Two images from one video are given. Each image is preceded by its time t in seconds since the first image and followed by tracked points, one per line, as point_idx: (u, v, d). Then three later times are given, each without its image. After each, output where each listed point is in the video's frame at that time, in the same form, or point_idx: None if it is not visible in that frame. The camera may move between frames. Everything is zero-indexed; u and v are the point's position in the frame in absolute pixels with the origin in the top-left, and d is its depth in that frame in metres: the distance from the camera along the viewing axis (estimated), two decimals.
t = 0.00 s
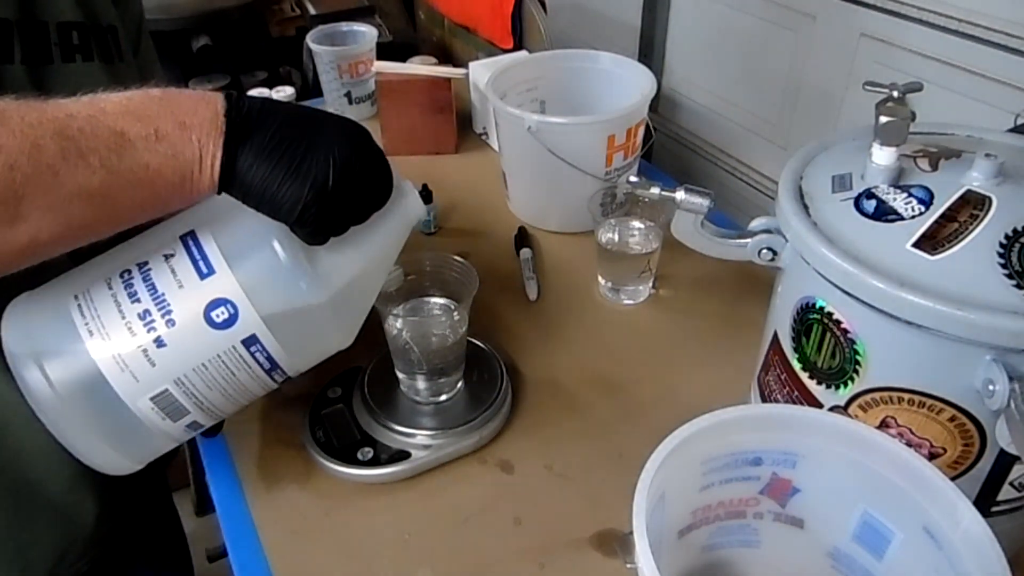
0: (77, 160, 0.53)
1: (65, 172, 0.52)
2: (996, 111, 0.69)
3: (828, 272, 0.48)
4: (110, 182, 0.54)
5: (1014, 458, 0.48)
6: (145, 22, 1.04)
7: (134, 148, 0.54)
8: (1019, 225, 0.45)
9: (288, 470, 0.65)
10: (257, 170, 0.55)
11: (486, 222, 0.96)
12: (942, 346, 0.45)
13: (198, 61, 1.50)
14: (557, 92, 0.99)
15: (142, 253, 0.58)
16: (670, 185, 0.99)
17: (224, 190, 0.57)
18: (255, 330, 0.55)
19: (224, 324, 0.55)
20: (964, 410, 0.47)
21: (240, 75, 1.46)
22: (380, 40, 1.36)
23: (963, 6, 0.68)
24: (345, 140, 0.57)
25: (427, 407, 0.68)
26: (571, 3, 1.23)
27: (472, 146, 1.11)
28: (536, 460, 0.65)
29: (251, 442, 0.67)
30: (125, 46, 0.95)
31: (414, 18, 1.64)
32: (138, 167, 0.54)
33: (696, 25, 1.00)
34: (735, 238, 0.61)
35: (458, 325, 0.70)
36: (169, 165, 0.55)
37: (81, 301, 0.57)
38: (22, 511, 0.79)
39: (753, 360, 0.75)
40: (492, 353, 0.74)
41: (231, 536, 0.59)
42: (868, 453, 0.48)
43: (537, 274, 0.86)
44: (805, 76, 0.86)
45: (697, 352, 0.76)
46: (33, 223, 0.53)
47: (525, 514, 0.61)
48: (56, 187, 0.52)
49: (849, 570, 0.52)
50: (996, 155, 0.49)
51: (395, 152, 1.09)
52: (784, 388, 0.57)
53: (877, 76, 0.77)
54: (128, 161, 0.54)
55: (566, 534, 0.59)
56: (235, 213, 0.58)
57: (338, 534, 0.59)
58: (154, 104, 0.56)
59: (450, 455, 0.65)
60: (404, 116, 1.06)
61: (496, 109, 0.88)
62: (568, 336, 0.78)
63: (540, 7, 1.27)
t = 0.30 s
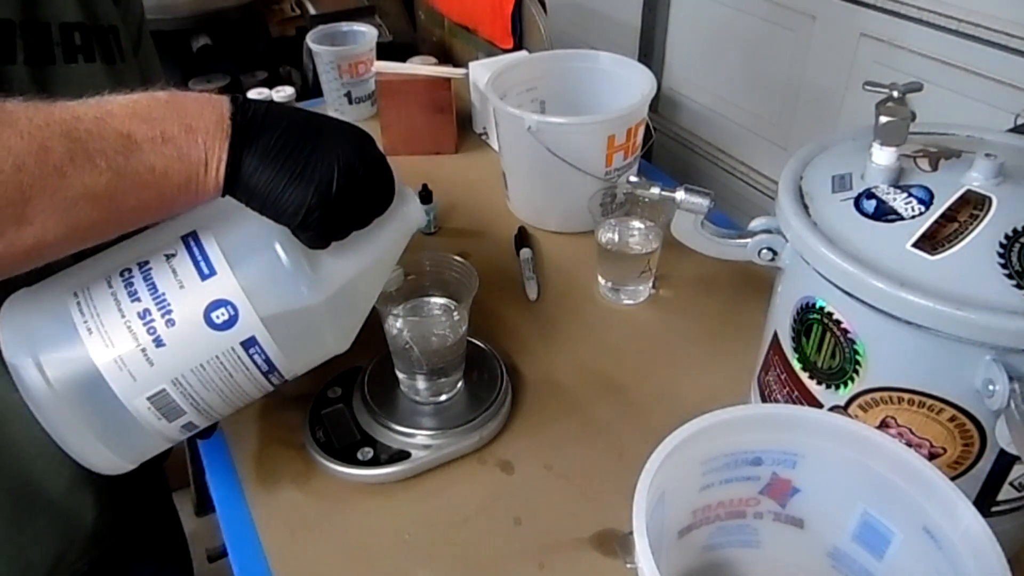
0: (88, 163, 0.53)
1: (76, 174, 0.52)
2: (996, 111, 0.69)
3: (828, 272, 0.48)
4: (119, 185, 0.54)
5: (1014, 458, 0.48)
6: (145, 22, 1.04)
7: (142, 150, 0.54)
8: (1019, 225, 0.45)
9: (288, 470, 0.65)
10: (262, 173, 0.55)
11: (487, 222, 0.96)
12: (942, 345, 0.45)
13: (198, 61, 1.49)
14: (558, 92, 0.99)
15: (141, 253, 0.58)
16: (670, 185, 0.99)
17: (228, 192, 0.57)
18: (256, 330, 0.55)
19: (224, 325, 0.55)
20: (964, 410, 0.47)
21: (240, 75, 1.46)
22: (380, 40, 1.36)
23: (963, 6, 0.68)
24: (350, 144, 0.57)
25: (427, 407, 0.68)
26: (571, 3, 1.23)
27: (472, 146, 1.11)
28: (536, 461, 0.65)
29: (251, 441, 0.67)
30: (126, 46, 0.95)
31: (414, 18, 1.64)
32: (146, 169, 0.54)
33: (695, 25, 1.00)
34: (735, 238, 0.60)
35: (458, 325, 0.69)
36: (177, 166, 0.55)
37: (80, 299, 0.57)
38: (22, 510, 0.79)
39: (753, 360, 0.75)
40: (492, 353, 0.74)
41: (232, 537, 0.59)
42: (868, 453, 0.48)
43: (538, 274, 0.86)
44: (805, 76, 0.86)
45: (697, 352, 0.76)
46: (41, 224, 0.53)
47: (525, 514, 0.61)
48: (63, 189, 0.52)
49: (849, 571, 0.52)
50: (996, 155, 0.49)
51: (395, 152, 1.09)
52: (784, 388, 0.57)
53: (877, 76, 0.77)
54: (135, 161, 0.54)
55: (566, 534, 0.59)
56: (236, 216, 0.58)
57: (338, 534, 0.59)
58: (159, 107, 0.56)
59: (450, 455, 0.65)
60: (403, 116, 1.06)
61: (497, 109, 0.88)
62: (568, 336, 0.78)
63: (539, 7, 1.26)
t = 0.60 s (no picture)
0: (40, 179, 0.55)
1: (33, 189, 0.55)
2: (996, 111, 0.69)
3: (828, 272, 0.48)
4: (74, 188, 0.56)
5: (1014, 458, 0.48)
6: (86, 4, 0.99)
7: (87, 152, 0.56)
8: (1019, 225, 0.45)
9: (288, 470, 0.65)
10: (78, 172, 0.56)
11: (487, 222, 0.96)
12: (942, 345, 0.45)
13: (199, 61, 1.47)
14: (558, 92, 0.99)
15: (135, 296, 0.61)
16: (670, 185, 0.99)
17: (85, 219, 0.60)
18: (194, 297, 0.59)
19: (169, 325, 0.59)
20: (964, 410, 0.47)
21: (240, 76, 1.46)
22: (380, 40, 1.36)
23: (963, 6, 0.68)
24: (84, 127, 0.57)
25: (426, 407, 0.68)
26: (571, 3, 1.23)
27: (472, 146, 1.11)
28: (536, 461, 0.65)
29: (251, 441, 0.67)
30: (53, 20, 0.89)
31: (414, 18, 1.64)
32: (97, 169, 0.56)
33: (695, 25, 1.00)
34: (735, 238, 0.60)
35: (458, 327, 0.70)
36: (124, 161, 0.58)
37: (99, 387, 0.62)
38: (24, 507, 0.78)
39: (754, 360, 0.75)
40: (492, 353, 0.74)
41: (232, 538, 0.59)
42: (868, 453, 0.48)
43: (537, 275, 0.86)
44: (806, 76, 0.86)
45: (698, 353, 0.76)
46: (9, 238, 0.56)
47: (525, 514, 0.61)
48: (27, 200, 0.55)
49: (849, 571, 0.52)
50: (996, 155, 0.49)
51: (396, 152, 1.09)
52: (784, 388, 0.57)
53: (877, 76, 0.77)
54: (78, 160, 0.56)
55: (566, 534, 0.59)
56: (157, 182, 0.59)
57: (338, 534, 0.59)
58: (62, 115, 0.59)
59: (450, 455, 0.65)
60: (403, 116, 1.06)
61: (496, 109, 0.88)
62: (569, 336, 0.78)
63: (540, 7, 1.26)
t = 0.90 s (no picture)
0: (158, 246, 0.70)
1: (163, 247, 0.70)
2: (996, 110, 0.69)
3: (828, 272, 0.48)
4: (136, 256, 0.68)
5: (1014, 458, 0.48)
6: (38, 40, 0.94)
7: (168, 196, 0.71)
8: (1019, 225, 0.45)
9: (288, 469, 0.65)
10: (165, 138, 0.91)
11: (487, 222, 0.96)
12: (943, 345, 0.45)
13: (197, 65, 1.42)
14: (558, 92, 0.99)
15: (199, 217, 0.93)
16: (670, 185, 0.99)
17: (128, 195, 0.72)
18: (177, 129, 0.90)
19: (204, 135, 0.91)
20: (965, 410, 0.47)
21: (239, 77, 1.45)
22: (380, 40, 1.36)
23: (963, 6, 0.68)
24: None
25: (427, 408, 0.68)
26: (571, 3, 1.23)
27: (472, 146, 1.11)
28: (536, 461, 0.65)
29: (250, 441, 0.67)
30: None
31: (414, 18, 1.64)
32: (142, 192, 0.69)
33: (695, 26, 1.00)
34: (735, 238, 0.60)
35: (457, 326, 0.70)
36: (217, 225, 0.74)
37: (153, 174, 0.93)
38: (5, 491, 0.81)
39: (753, 359, 0.75)
40: (491, 353, 0.74)
41: (231, 537, 0.59)
42: (868, 453, 0.48)
43: (537, 275, 0.87)
44: (805, 76, 0.86)
45: (698, 352, 0.76)
46: (135, 288, 0.73)
47: (525, 514, 0.61)
48: (92, 231, 0.65)
49: (849, 571, 0.52)
50: (996, 155, 0.50)
51: (396, 152, 1.09)
52: (784, 388, 0.57)
53: (877, 76, 0.78)
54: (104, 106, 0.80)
55: (566, 534, 0.59)
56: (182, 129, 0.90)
57: (337, 533, 0.60)
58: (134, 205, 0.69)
59: (449, 455, 0.65)
60: (403, 116, 1.06)
61: (496, 110, 0.88)
62: (568, 336, 0.78)
63: (540, 7, 1.26)
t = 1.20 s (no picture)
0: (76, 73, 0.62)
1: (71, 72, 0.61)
2: (996, 111, 0.69)
3: (828, 272, 0.48)
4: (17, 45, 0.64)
5: (1014, 458, 0.48)
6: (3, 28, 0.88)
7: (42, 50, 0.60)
8: (1019, 225, 0.45)
9: (288, 469, 0.65)
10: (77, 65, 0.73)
11: (487, 222, 0.96)
12: (943, 345, 0.45)
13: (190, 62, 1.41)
14: (558, 92, 0.99)
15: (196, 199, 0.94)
16: (670, 185, 0.99)
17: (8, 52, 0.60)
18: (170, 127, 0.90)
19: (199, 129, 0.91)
20: (965, 410, 0.47)
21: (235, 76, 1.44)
22: (380, 40, 1.36)
23: (963, 6, 0.68)
24: None
25: (426, 407, 0.68)
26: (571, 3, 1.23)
27: (472, 146, 1.11)
28: (536, 460, 0.65)
29: (250, 440, 0.67)
30: None
31: (414, 18, 1.64)
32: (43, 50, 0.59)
33: (695, 26, 1.00)
34: (734, 238, 0.60)
35: (458, 326, 0.70)
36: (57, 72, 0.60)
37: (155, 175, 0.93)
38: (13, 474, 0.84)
39: (753, 359, 0.75)
40: (491, 352, 0.74)
41: (231, 536, 0.59)
42: (868, 453, 0.48)
43: (537, 274, 0.87)
44: (805, 76, 0.86)
45: (698, 352, 0.76)
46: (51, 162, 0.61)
47: (525, 514, 0.61)
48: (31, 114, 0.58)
49: (849, 571, 0.52)
50: (996, 155, 0.49)
51: (396, 152, 1.09)
52: (784, 388, 0.57)
53: (877, 76, 0.78)
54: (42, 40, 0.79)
55: (566, 534, 0.59)
56: (180, 121, 0.90)
57: (337, 533, 0.60)
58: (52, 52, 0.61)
59: (449, 454, 0.65)
60: (403, 116, 1.06)
61: (496, 110, 0.88)
62: (568, 336, 0.78)
63: (540, 7, 1.26)
